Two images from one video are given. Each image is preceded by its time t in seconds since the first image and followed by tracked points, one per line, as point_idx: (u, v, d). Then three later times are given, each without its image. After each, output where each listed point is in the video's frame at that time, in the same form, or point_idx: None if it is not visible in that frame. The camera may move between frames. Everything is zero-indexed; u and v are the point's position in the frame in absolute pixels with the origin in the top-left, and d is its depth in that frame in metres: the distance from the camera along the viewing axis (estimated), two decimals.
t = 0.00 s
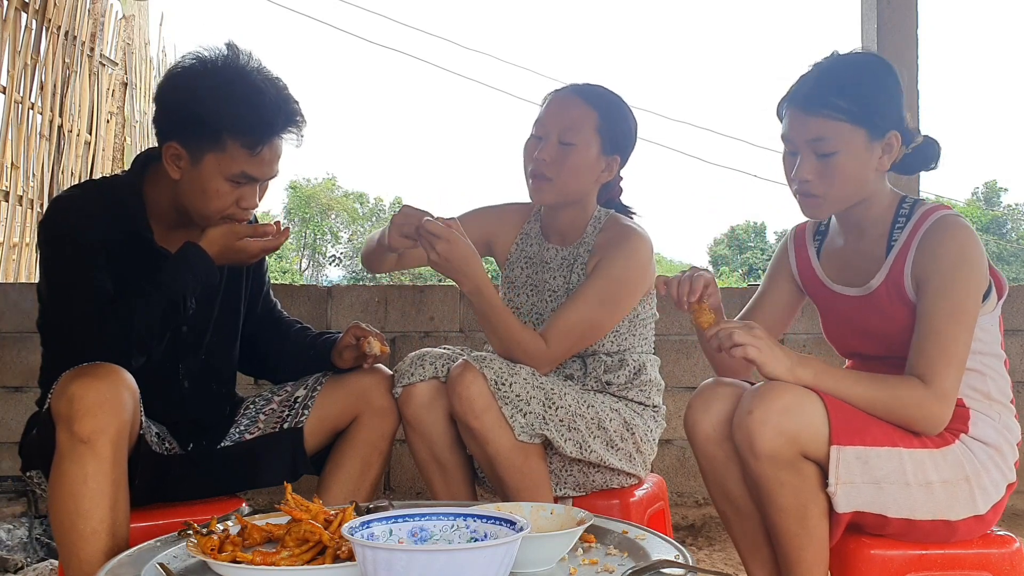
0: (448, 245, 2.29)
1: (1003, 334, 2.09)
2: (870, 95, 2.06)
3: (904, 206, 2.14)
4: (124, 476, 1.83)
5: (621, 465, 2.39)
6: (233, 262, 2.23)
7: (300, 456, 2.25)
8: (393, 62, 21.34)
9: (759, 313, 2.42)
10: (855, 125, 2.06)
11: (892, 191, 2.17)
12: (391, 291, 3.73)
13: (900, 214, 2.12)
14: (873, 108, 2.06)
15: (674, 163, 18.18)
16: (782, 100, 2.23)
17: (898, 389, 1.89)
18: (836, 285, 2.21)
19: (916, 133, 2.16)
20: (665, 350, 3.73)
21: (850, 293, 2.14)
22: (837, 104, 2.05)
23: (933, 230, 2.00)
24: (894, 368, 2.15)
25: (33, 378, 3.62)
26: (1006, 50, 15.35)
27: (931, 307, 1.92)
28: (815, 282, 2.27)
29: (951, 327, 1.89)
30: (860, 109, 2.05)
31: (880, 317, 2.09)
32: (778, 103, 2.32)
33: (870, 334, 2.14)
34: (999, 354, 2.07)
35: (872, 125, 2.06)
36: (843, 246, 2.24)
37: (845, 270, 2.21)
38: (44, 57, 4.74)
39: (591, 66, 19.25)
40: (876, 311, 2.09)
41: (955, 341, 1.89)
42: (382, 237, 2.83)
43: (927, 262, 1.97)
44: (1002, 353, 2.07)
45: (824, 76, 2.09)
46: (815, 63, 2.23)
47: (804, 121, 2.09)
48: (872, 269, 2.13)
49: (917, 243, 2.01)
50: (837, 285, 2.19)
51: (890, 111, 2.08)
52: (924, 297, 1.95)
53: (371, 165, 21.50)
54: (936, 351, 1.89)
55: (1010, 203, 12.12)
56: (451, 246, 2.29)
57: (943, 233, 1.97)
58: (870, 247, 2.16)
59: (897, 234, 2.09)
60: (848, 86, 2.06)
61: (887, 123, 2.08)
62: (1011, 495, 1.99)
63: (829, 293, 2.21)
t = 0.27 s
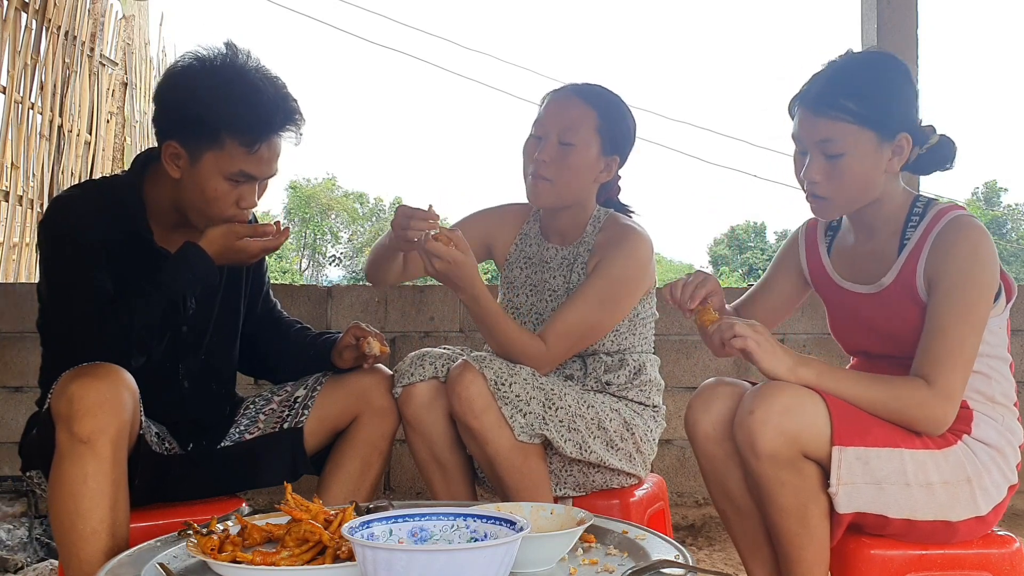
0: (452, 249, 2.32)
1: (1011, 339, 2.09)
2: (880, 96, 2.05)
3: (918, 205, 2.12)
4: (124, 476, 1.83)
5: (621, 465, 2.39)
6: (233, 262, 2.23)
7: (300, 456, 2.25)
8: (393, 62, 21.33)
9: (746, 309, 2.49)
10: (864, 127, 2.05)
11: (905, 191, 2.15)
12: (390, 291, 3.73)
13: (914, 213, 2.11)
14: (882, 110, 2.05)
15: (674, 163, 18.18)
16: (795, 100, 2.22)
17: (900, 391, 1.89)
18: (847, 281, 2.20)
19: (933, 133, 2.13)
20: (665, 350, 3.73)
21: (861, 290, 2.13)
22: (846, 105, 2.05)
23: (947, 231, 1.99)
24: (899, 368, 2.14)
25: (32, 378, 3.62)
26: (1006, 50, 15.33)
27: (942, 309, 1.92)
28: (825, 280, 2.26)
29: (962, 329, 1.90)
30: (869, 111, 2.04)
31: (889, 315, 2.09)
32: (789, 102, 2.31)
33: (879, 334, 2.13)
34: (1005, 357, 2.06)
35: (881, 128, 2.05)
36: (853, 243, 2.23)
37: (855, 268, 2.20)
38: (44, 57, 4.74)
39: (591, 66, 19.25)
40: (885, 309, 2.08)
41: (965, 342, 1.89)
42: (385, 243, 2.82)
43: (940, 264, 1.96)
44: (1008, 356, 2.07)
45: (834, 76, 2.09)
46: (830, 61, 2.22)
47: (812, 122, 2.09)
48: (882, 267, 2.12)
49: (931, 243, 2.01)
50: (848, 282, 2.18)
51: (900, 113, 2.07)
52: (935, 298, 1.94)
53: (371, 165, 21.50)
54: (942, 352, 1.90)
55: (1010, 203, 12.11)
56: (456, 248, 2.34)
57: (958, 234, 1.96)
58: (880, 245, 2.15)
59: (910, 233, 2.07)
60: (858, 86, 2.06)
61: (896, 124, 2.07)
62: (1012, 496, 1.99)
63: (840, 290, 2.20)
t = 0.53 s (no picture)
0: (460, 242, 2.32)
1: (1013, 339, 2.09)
2: (881, 96, 2.05)
3: (924, 204, 2.12)
4: (124, 476, 1.83)
5: (621, 465, 2.39)
6: (233, 261, 2.23)
7: (300, 456, 2.25)
8: (393, 62, 21.34)
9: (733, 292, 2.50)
10: (867, 128, 2.04)
11: (911, 190, 2.15)
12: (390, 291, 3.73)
13: (920, 212, 2.11)
14: (884, 111, 2.05)
15: (674, 163, 18.18)
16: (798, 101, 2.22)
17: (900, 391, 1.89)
18: (851, 278, 2.20)
19: (939, 132, 2.12)
20: (665, 350, 3.73)
21: (866, 288, 2.13)
22: (848, 107, 2.04)
23: (951, 231, 1.98)
24: (903, 368, 2.14)
25: (32, 379, 3.62)
26: (1006, 50, 15.33)
27: (946, 308, 1.92)
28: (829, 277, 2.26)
29: (968, 328, 1.89)
30: (872, 113, 2.04)
31: (892, 314, 2.09)
32: (792, 103, 2.30)
33: (882, 332, 2.13)
34: (1006, 358, 2.06)
35: (884, 128, 2.05)
36: (857, 242, 2.23)
37: (859, 266, 2.20)
38: (44, 57, 4.74)
39: (591, 66, 19.25)
40: (888, 308, 2.08)
41: (971, 341, 1.89)
42: (385, 244, 2.82)
43: (944, 263, 1.96)
44: (1010, 358, 2.07)
45: (837, 78, 2.09)
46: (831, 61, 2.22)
47: (815, 123, 2.09)
48: (886, 264, 2.12)
49: (935, 242, 2.00)
50: (852, 280, 2.18)
51: (903, 114, 2.07)
52: (939, 297, 1.94)
53: (371, 165, 21.50)
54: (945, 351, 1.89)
55: (1010, 203, 12.10)
56: (464, 243, 2.34)
57: (962, 234, 1.96)
58: (884, 243, 2.15)
59: (914, 232, 2.07)
60: (862, 87, 2.06)
61: (900, 125, 2.06)
62: (1013, 497, 1.99)
63: (844, 288, 2.20)
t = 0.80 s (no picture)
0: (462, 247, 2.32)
1: (1012, 339, 2.09)
2: (877, 97, 2.05)
3: (924, 205, 2.11)
4: (124, 476, 1.83)
5: (621, 465, 2.39)
6: (232, 261, 2.23)
7: (300, 456, 2.25)
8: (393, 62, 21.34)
9: (725, 263, 2.56)
10: (862, 129, 2.04)
11: (910, 189, 2.15)
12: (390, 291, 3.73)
13: (920, 212, 2.10)
14: (880, 112, 2.05)
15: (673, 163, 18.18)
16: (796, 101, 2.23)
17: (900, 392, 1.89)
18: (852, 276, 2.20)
19: (938, 131, 2.11)
20: (665, 350, 3.74)
21: (866, 286, 2.13)
22: (843, 108, 2.05)
23: (951, 232, 1.98)
24: (903, 368, 2.14)
25: (32, 379, 3.62)
26: (1006, 50, 15.34)
27: (946, 308, 1.91)
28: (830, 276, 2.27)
29: (968, 329, 1.88)
30: (867, 114, 2.04)
31: (892, 314, 2.09)
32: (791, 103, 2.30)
33: (883, 332, 2.13)
34: (1006, 358, 2.06)
35: (880, 129, 2.05)
36: (857, 240, 2.23)
37: (859, 264, 2.20)
38: (44, 57, 4.74)
39: (591, 66, 19.25)
40: (888, 307, 2.08)
41: (970, 343, 1.87)
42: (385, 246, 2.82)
43: (943, 264, 1.95)
44: (1009, 358, 2.07)
45: (833, 79, 2.09)
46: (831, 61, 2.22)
47: (811, 125, 2.09)
48: (885, 264, 2.12)
49: (934, 243, 2.00)
50: (852, 279, 2.18)
51: (899, 114, 2.06)
52: (938, 298, 1.94)
53: (371, 165, 21.50)
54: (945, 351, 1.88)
55: (1010, 203, 12.10)
56: (465, 247, 2.33)
57: (962, 236, 1.95)
58: (884, 243, 2.15)
59: (913, 233, 2.07)
60: (856, 87, 2.06)
61: (896, 124, 2.06)
62: (1013, 497, 1.99)
63: (845, 286, 2.20)
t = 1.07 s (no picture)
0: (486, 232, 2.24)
1: (1012, 339, 2.08)
2: (872, 97, 2.05)
3: (924, 207, 2.11)
4: (124, 476, 1.83)
5: (622, 465, 2.39)
6: (232, 261, 2.23)
7: (300, 456, 2.25)
8: (393, 62, 21.34)
9: (724, 262, 2.58)
10: (857, 128, 2.05)
11: (910, 190, 2.15)
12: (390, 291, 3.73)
13: (920, 214, 2.10)
14: (874, 110, 2.05)
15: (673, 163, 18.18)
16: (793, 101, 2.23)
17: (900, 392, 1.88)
18: (852, 276, 2.20)
19: (936, 128, 2.11)
20: (665, 350, 3.74)
21: (867, 288, 2.13)
22: (837, 108, 2.05)
23: (951, 234, 1.97)
24: (904, 369, 2.14)
25: (32, 379, 3.62)
26: (1006, 50, 15.34)
27: (946, 309, 1.90)
28: (830, 276, 2.27)
29: (969, 330, 1.87)
30: (861, 113, 2.04)
31: (893, 315, 2.08)
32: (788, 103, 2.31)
33: (883, 333, 2.13)
34: (1006, 358, 2.06)
35: (876, 128, 2.05)
36: (857, 241, 2.23)
37: (859, 265, 2.20)
38: (44, 57, 4.74)
39: (591, 66, 19.24)
40: (888, 309, 2.08)
41: (971, 343, 1.86)
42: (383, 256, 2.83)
43: (943, 266, 1.95)
44: (1009, 358, 2.07)
45: (829, 80, 2.10)
46: (827, 61, 2.23)
47: (806, 126, 2.10)
48: (885, 265, 2.12)
49: (934, 246, 1.99)
50: (852, 280, 2.18)
51: (894, 112, 2.07)
52: (938, 300, 1.93)
53: (371, 165, 21.50)
54: (946, 351, 1.87)
55: (1010, 203, 12.10)
56: (491, 236, 2.25)
57: (962, 238, 1.94)
58: (884, 244, 2.15)
59: (914, 235, 2.06)
60: (849, 87, 2.07)
61: (891, 123, 2.06)
62: (1012, 497, 1.99)
63: (845, 287, 2.20)
